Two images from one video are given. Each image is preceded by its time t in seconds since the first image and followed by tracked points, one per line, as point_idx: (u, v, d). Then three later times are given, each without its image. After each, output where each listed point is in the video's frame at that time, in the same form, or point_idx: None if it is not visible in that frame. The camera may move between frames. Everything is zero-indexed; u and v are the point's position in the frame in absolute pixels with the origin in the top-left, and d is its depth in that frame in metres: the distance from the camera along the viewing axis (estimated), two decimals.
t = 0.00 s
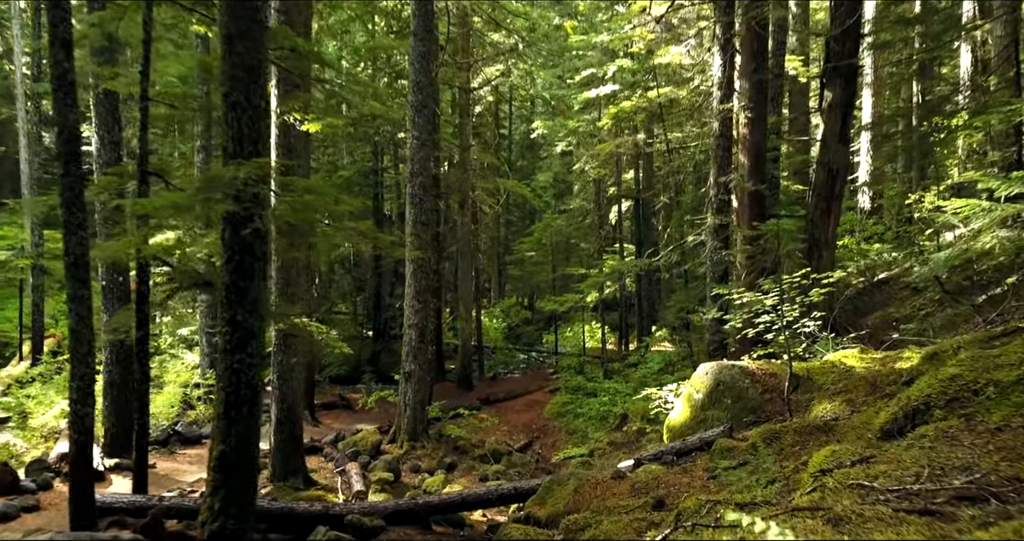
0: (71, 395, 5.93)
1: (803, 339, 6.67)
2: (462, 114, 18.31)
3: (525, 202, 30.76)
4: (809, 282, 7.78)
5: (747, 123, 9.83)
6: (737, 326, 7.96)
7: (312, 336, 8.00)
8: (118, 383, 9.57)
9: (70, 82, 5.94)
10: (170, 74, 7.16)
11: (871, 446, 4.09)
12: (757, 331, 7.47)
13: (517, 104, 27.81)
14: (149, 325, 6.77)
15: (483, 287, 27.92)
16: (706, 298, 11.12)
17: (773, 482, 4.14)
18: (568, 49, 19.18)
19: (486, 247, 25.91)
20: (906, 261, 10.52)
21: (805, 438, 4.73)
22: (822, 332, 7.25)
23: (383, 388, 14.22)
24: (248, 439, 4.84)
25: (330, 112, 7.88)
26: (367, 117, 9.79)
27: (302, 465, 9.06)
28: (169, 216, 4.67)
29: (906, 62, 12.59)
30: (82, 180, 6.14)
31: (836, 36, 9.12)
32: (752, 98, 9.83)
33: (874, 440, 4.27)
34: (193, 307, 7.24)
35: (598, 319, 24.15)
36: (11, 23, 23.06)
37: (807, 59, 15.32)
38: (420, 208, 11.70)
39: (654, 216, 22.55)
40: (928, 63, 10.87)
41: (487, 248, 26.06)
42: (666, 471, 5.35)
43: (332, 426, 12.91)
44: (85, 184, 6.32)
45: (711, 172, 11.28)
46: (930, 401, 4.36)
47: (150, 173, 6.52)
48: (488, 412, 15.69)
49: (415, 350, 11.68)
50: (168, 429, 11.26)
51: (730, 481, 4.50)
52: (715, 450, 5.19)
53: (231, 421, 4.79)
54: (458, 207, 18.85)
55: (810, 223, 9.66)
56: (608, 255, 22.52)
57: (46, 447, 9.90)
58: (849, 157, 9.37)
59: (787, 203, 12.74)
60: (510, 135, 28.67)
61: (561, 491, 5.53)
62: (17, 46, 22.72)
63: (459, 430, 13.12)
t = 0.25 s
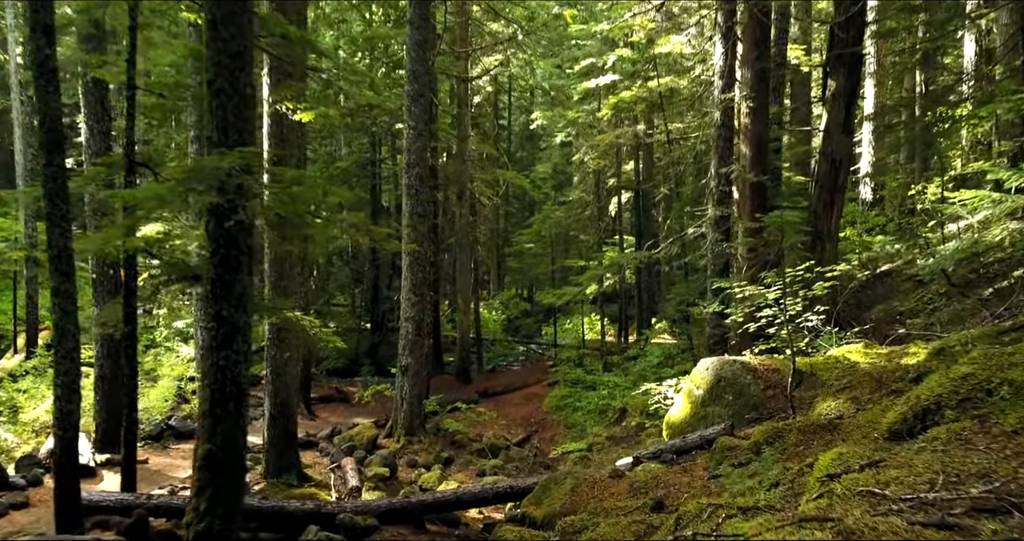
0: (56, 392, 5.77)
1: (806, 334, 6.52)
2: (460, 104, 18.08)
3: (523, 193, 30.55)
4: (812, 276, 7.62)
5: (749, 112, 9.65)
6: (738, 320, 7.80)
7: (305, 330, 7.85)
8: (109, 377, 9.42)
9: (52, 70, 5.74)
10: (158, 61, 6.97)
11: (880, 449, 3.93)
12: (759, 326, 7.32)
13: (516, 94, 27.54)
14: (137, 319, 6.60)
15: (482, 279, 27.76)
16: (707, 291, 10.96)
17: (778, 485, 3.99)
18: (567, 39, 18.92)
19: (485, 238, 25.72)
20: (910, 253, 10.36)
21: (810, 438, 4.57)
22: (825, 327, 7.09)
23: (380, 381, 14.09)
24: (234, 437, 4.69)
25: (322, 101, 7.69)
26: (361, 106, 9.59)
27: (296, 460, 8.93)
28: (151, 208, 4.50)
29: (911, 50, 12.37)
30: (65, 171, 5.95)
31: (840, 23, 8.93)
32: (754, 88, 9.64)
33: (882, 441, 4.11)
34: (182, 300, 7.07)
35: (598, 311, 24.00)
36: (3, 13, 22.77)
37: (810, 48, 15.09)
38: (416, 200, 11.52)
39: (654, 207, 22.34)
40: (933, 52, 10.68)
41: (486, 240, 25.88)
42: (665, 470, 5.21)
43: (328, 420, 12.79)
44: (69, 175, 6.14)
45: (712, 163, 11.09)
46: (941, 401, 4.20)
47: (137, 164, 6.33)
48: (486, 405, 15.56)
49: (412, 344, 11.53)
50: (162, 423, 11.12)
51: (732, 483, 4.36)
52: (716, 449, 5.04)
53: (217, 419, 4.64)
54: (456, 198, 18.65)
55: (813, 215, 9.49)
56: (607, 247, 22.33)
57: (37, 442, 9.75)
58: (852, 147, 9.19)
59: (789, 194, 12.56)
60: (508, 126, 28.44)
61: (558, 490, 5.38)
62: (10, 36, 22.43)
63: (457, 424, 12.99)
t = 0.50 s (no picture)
0: (40, 389, 5.61)
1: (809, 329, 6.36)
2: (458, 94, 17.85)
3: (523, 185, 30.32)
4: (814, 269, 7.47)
5: (751, 102, 9.46)
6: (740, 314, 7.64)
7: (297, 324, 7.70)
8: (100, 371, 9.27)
9: (33, 57, 5.56)
10: (144, 49, 6.78)
11: (891, 451, 3.78)
12: (760, 320, 7.17)
13: (515, 85, 27.28)
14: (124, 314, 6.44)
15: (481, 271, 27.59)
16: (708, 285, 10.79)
17: (782, 489, 3.85)
18: (567, 28, 18.67)
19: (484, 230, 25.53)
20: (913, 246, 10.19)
21: (814, 437, 4.43)
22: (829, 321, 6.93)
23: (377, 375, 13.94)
24: (219, 437, 4.54)
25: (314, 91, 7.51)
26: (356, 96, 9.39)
27: (290, 456, 8.80)
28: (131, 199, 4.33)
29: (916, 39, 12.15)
30: (48, 161, 5.77)
31: (844, 10, 8.73)
32: (756, 77, 9.45)
33: (893, 443, 3.96)
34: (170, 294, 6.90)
35: (597, 303, 23.84)
36: None
37: (813, 37, 14.85)
38: (412, 191, 11.33)
39: (654, 199, 22.13)
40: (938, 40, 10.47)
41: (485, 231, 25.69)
42: (665, 469, 5.07)
43: (325, 414, 12.66)
44: (53, 165, 5.96)
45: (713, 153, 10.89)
46: (953, 402, 4.04)
47: (123, 154, 6.15)
48: (484, 399, 15.44)
49: (408, 338, 11.38)
50: (155, 418, 10.98)
51: (734, 484, 4.22)
52: (717, 448, 4.89)
53: (201, 418, 4.50)
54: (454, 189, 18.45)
55: (816, 207, 9.32)
56: (607, 239, 22.15)
57: (27, 437, 9.61)
58: (856, 137, 9.01)
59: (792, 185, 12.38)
60: (508, 116, 28.18)
61: (554, 489, 5.23)
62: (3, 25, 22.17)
63: (454, 418, 12.85)
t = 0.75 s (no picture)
0: (22, 386, 5.45)
1: (813, 324, 6.21)
2: (456, 84, 17.63)
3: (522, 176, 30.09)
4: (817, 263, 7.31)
5: (753, 92, 9.27)
6: (741, 309, 7.49)
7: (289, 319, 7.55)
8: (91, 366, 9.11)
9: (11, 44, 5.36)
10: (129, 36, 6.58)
11: (901, 455, 3.63)
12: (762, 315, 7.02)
13: (513, 75, 27.01)
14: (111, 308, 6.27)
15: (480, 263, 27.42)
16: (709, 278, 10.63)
17: (788, 493, 3.70)
18: (566, 17, 18.41)
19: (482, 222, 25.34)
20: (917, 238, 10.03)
21: (819, 437, 4.28)
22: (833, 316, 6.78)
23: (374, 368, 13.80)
24: (204, 436, 4.39)
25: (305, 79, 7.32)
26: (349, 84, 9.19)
27: (283, 452, 8.66)
28: (110, 191, 4.16)
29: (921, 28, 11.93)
30: (29, 152, 5.59)
31: None
32: (758, 66, 9.26)
33: (903, 445, 3.80)
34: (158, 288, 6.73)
35: (597, 296, 23.68)
36: None
37: (815, 26, 14.62)
38: (408, 183, 11.14)
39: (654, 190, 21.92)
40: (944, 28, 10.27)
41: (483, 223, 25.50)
42: (665, 469, 4.93)
43: (321, 408, 12.52)
44: (35, 156, 5.78)
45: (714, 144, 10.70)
46: (966, 403, 3.89)
47: (107, 144, 5.96)
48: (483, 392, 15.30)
49: (405, 331, 11.24)
50: (148, 413, 10.82)
51: (736, 487, 4.07)
52: (718, 448, 4.75)
53: (185, 418, 4.35)
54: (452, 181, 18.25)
55: (819, 198, 9.15)
56: (607, 231, 21.96)
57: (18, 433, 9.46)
58: (860, 127, 8.84)
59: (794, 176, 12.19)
60: (507, 107, 27.92)
61: (551, 489, 5.09)
62: None
63: (452, 412, 12.71)
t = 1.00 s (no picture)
0: (5, 383, 5.28)
1: (816, 319, 6.06)
2: (454, 74, 17.39)
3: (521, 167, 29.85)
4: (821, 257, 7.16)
5: (756, 81, 9.09)
6: (743, 303, 7.34)
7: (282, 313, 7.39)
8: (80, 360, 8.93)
9: None
10: (114, 21, 6.38)
11: (913, 460, 3.47)
12: (764, 309, 6.88)
13: (512, 65, 26.76)
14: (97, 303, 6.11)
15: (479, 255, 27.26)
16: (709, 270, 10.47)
17: (793, 498, 3.54)
18: (565, 6, 18.16)
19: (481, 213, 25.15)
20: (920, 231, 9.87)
21: (825, 438, 4.14)
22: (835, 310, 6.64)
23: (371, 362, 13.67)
24: (188, 436, 4.24)
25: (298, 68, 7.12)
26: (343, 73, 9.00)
27: (278, 448, 8.53)
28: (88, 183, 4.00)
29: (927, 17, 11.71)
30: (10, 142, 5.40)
31: None
32: (761, 54, 9.07)
33: (915, 449, 3.64)
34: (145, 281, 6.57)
35: (596, 288, 23.53)
36: None
37: (819, 15, 14.39)
38: (404, 174, 10.96)
39: (655, 182, 21.71)
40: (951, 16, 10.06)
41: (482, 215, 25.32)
42: (665, 469, 4.80)
43: (317, 402, 12.39)
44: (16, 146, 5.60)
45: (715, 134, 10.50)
46: (982, 405, 3.72)
47: (92, 134, 5.77)
48: (481, 385, 15.17)
49: (401, 325, 11.10)
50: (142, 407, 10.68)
51: (739, 490, 3.93)
52: (721, 447, 4.61)
53: (168, 417, 4.20)
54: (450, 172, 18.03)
55: (822, 190, 8.99)
56: (607, 222, 21.78)
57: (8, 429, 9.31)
58: (865, 117, 8.67)
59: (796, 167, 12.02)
60: (506, 97, 27.64)
61: (548, 489, 4.95)
62: None
63: (449, 406, 12.58)
